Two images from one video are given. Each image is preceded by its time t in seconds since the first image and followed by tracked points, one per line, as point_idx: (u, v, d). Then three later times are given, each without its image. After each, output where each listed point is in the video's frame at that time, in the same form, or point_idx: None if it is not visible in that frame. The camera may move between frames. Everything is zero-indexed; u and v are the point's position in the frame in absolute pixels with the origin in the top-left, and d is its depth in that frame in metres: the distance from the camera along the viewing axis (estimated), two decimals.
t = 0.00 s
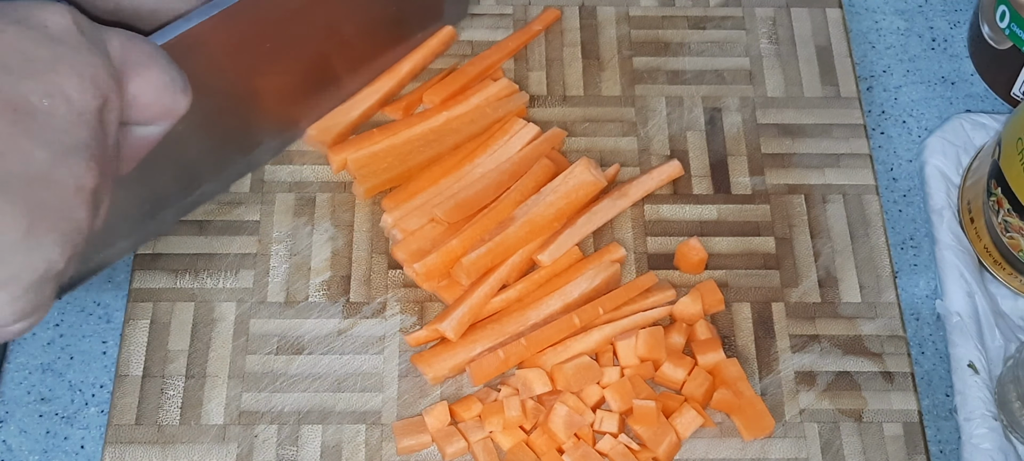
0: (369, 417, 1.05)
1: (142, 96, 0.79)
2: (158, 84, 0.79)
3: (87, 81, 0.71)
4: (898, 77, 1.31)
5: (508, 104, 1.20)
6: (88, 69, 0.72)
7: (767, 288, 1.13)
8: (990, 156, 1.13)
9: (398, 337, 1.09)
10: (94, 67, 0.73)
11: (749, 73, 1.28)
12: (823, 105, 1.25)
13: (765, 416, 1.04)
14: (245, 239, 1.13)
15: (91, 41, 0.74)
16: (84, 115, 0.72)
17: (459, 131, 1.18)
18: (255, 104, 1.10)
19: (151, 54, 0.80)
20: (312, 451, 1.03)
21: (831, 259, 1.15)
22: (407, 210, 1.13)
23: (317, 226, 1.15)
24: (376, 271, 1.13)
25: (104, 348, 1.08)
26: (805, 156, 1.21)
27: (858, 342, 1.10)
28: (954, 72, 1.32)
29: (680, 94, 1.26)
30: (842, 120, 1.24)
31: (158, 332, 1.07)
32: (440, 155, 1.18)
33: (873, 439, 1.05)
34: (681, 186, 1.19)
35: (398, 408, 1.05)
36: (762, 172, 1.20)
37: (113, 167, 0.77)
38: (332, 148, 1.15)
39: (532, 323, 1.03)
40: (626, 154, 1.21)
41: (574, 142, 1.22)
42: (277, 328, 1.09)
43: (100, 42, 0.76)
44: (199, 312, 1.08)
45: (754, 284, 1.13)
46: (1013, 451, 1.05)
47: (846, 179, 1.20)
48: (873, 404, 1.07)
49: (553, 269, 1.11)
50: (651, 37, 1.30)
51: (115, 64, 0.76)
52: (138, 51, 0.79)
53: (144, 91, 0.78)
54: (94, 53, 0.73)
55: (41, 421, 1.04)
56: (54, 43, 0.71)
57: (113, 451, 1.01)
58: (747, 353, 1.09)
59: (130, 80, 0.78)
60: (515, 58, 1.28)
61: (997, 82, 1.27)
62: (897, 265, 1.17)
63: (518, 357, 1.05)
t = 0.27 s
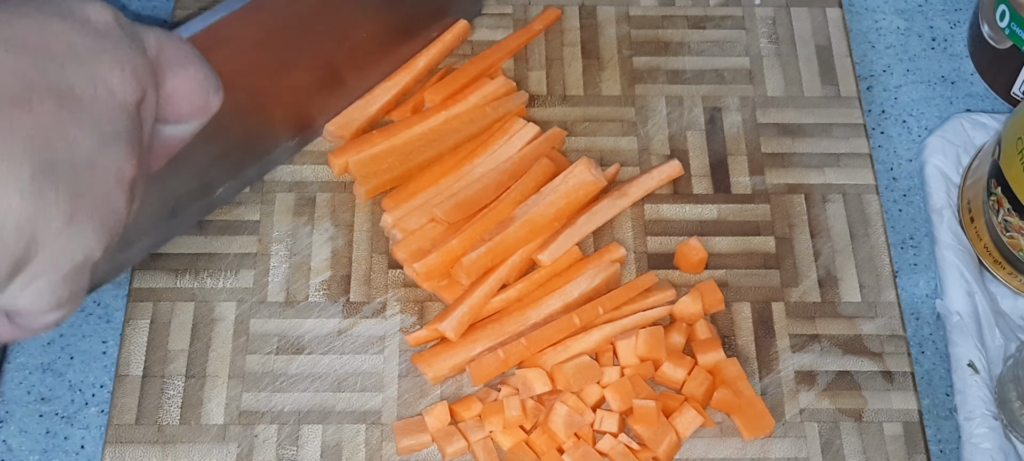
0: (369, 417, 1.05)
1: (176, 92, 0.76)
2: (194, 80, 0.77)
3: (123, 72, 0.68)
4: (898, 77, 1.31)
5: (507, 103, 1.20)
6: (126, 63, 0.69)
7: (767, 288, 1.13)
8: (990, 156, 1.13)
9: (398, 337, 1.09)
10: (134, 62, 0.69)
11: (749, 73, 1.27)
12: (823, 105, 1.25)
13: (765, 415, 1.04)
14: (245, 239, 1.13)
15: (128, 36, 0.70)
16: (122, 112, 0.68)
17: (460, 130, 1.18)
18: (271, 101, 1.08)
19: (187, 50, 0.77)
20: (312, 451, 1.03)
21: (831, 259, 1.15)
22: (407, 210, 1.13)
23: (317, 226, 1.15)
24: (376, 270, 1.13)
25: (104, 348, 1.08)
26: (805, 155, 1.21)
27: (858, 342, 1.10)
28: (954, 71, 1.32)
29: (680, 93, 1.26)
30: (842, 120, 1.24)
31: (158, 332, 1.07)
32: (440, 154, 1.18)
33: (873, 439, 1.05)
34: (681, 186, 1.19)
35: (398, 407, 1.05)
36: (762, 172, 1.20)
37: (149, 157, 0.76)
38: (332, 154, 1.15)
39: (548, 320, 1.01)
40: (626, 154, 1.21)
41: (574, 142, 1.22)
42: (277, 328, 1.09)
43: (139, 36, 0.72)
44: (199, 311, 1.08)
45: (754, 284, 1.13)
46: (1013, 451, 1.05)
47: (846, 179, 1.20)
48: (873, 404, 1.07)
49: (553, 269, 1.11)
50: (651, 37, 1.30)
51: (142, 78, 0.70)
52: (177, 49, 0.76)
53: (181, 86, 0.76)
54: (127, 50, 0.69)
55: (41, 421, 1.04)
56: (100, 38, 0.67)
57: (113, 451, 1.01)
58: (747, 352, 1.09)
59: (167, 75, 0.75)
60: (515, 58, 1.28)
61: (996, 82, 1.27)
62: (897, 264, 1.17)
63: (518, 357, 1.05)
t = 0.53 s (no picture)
0: (369, 417, 1.05)
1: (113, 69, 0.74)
2: (128, 58, 0.74)
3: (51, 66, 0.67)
4: (898, 77, 1.31)
5: (509, 104, 1.20)
6: (46, 54, 0.67)
7: (767, 288, 1.13)
8: (990, 156, 1.13)
9: (398, 338, 1.09)
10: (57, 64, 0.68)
11: (749, 73, 1.27)
12: (823, 105, 1.25)
13: (765, 416, 1.04)
14: (245, 239, 1.13)
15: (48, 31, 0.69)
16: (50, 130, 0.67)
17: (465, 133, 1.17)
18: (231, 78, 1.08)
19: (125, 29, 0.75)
20: (312, 451, 1.03)
21: (831, 259, 1.15)
22: (412, 214, 1.13)
23: (317, 226, 1.15)
24: (376, 271, 1.13)
25: (104, 348, 1.08)
26: (805, 155, 1.21)
27: (858, 342, 1.10)
28: (954, 71, 1.32)
29: (680, 93, 1.26)
30: (842, 120, 1.24)
31: (158, 332, 1.07)
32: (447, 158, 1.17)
33: (873, 439, 1.05)
34: (681, 186, 1.19)
35: (399, 407, 1.05)
36: (762, 172, 1.20)
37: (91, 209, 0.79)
38: (338, 162, 1.15)
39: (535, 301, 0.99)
40: (626, 154, 1.21)
41: (574, 142, 1.22)
42: (277, 328, 1.09)
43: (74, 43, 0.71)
44: (199, 312, 1.09)
45: (754, 284, 1.13)
46: (1013, 451, 1.05)
47: (846, 179, 1.20)
48: (873, 404, 1.06)
49: (559, 273, 1.11)
50: (651, 37, 1.30)
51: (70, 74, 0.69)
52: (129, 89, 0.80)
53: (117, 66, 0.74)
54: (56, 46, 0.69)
55: (41, 422, 1.04)
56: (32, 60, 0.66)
57: (113, 451, 1.01)
58: (747, 353, 1.09)
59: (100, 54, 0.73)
60: (515, 58, 1.28)
61: (997, 82, 1.27)
62: (897, 265, 1.17)
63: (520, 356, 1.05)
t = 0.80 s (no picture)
0: (369, 417, 1.05)
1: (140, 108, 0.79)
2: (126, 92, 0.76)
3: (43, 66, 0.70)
4: (898, 76, 1.31)
5: (509, 104, 1.20)
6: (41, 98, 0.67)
7: (767, 287, 1.13)
8: (990, 156, 1.13)
9: (398, 338, 1.09)
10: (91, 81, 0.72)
11: (749, 73, 1.27)
12: (823, 105, 1.25)
13: (765, 415, 1.04)
14: (245, 239, 1.13)
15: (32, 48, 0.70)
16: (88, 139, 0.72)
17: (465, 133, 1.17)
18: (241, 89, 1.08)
19: (152, 68, 0.82)
20: (312, 451, 1.03)
21: (831, 259, 1.15)
22: (412, 214, 1.13)
23: (317, 226, 1.15)
24: (376, 271, 1.13)
25: (104, 348, 1.08)
26: (805, 155, 1.21)
27: (858, 342, 1.10)
28: (954, 71, 1.32)
29: (680, 93, 1.26)
30: (842, 120, 1.24)
31: (158, 332, 1.07)
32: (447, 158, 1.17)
33: (873, 438, 1.05)
34: (681, 186, 1.19)
35: (399, 407, 1.05)
36: (762, 171, 1.20)
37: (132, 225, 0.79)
38: (337, 162, 1.15)
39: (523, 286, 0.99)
40: (626, 154, 1.21)
41: (574, 142, 1.22)
42: (277, 327, 1.09)
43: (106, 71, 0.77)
44: (199, 311, 1.08)
45: (754, 283, 1.13)
46: (1013, 451, 1.05)
47: (846, 179, 1.20)
48: (873, 404, 1.07)
49: (559, 273, 1.11)
50: (651, 37, 1.30)
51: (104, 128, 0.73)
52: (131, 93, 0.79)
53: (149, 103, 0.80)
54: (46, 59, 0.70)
55: (41, 421, 1.04)
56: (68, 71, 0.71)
57: (113, 451, 1.01)
58: (747, 353, 1.09)
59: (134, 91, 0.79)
60: (515, 58, 1.27)
61: (997, 82, 1.27)
62: (897, 264, 1.17)
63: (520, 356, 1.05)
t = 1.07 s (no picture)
0: (368, 416, 1.05)
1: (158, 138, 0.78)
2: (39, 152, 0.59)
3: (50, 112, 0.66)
4: (898, 76, 1.31)
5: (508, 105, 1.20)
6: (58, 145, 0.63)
7: (767, 287, 1.13)
8: (990, 155, 1.13)
9: (398, 337, 1.09)
10: (69, 144, 0.62)
11: (749, 72, 1.27)
12: (823, 104, 1.25)
13: (765, 415, 1.04)
14: (244, 238, 1.13)
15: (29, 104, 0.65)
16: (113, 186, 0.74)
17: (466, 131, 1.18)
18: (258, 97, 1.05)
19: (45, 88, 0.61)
20: (312, 450, 1.03)
21: (831, 258, 1.15)
22: (412, 213, 1.13)
23: (317, 225, 1.14)
24: (376, 270, 1.13)
25: (104, 347, 1.08)
26: (805, 155, 1.21)
27: (858, 341, 1.10)
28: (953, 71, 1.32)
29: (680, 93, 1.26)
30: (842, 119, 1.24)
31: (158, 331, 1.07)
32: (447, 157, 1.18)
33: (873, 438, 1.05)
34: (681, 186, 1.19)
35: (398, 407, 1.05)
36: (762, 171, 1.20)
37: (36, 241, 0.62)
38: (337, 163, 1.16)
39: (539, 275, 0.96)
40: (626, 154, 1.21)
41: (575, 142, 1.22)
42: (277, 327, 1.09)
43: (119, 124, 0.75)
44: (199, 311, 1.08)
45: (754, 283, 1.13)
46: (1013, 450, 1.05)
47: (846, 178, 1.20)
48: (873, 403, 1.06)
49: (559, 272, 1.11)
50: (652, 36, 1.30)
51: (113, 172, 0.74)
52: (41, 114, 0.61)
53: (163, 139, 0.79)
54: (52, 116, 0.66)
55: (41, 421, 1.04)
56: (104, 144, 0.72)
57: (113, 451, 1.01)
58: (747, 352, 1.09)
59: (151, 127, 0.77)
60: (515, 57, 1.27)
61: (997, 81, 1.27)
62: (897, 264, 1.17)
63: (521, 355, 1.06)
